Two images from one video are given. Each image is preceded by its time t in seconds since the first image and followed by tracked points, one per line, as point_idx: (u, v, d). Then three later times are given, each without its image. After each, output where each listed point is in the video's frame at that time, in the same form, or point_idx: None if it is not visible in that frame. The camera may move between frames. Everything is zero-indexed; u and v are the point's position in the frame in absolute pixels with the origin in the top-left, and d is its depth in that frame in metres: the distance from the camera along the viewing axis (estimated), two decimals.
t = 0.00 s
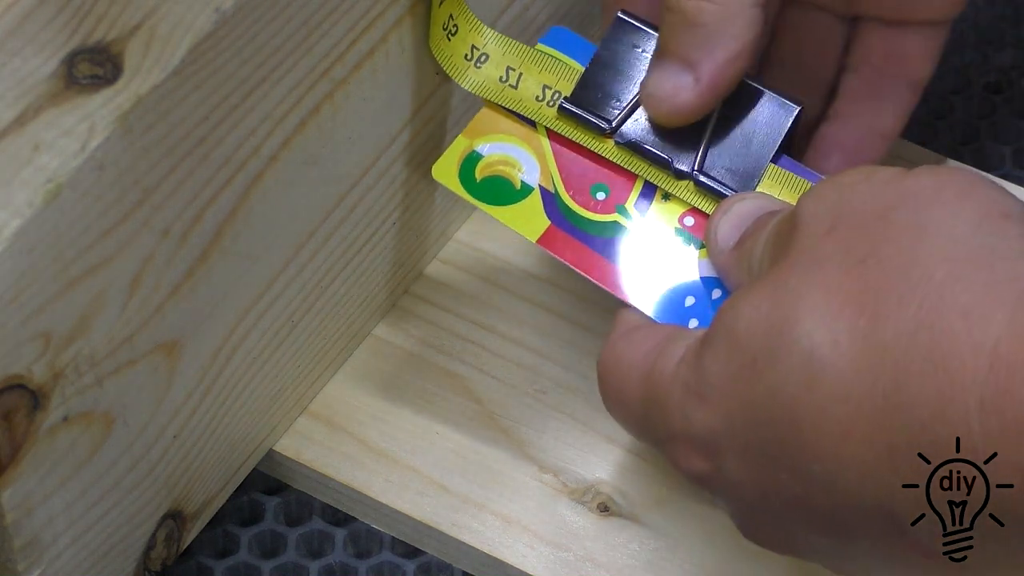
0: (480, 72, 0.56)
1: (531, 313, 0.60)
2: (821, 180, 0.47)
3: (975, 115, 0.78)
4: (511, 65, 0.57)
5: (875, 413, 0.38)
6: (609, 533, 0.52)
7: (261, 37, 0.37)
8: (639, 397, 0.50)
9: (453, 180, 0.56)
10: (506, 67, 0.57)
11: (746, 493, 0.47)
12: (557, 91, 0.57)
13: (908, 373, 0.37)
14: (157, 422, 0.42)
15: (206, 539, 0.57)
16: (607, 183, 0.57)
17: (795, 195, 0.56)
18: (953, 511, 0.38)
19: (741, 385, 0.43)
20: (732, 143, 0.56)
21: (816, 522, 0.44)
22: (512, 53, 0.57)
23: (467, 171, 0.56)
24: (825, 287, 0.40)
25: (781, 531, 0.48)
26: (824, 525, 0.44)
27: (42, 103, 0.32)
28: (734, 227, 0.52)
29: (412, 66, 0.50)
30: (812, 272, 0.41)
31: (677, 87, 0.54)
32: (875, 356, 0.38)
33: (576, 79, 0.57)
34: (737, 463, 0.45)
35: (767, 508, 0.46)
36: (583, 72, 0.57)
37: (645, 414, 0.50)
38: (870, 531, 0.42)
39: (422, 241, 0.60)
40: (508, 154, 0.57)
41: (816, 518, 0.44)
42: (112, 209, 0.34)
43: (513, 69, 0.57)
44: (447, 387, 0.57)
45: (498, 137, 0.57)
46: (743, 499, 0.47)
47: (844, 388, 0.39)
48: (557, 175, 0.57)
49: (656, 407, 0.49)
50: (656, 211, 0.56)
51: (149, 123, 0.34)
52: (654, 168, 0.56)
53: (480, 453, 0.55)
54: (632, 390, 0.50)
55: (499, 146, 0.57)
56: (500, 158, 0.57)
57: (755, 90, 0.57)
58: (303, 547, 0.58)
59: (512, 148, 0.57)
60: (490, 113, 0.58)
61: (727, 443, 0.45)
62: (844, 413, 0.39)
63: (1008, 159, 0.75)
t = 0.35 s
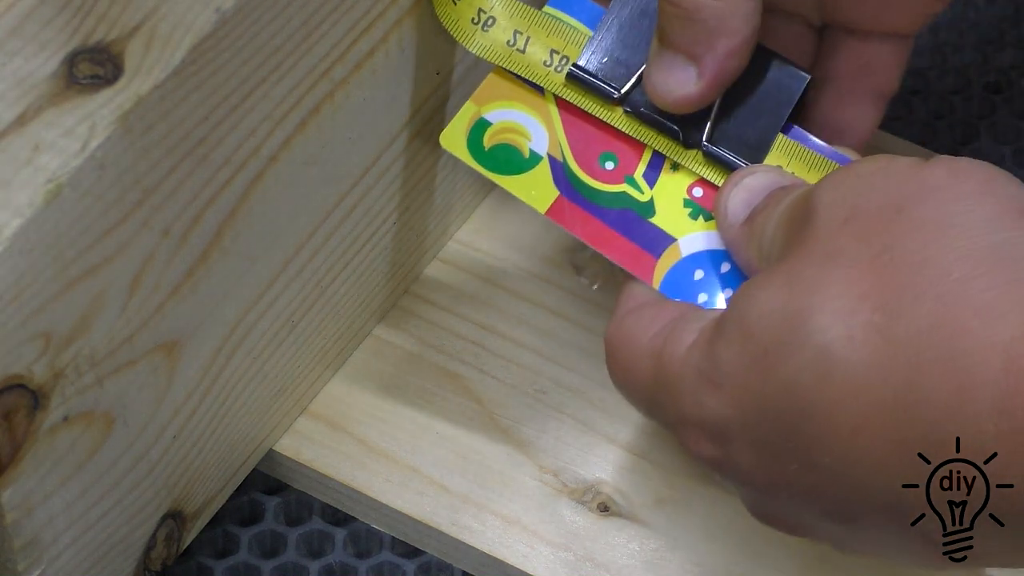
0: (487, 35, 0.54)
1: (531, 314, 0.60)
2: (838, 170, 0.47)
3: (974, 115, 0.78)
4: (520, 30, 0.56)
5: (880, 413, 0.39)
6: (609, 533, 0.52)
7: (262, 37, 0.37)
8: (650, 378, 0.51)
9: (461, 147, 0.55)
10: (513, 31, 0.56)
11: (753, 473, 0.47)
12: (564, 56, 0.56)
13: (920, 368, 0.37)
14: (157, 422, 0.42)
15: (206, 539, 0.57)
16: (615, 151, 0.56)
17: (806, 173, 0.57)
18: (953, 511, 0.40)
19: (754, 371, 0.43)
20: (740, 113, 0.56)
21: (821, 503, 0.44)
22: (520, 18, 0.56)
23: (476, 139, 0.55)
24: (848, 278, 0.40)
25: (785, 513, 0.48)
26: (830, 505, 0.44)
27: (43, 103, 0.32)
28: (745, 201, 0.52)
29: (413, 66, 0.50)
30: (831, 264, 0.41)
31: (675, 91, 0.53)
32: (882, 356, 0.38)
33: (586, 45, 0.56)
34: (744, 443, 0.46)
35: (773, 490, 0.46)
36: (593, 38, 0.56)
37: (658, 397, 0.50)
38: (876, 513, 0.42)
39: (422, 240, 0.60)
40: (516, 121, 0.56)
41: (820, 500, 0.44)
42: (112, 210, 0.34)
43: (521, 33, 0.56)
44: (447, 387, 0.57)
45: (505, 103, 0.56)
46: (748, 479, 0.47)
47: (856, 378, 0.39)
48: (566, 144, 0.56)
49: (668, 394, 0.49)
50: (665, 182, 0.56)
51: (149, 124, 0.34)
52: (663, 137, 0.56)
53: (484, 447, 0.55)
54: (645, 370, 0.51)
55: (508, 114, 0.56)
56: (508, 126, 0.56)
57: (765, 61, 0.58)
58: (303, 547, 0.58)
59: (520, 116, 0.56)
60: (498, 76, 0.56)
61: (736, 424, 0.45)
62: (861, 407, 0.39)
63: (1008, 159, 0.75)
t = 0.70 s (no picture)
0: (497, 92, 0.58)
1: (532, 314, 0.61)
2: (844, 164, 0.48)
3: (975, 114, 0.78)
4: (526, 88, 0.59)
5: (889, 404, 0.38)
6: (609, 533, 0.52)
7: (262, 37, 0.37)
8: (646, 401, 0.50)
9: (464, 196, 0.57)
10: (519, 88, 0.59)
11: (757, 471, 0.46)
12: (566, 114, 0.59)
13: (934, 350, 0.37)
14: (157, 422, 0.42)
15: (206, 538, 0.57)
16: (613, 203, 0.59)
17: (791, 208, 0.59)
18: (954, 511, 0.41)
19: (766, 351, 0.42)
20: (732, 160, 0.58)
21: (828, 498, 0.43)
22: (527, 74, 0.59)
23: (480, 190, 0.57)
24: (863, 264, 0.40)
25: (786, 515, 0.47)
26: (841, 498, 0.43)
27: (43, 103, 0.32)
28: (742, 236, 0.54)
29: (413, 66, 0.50)
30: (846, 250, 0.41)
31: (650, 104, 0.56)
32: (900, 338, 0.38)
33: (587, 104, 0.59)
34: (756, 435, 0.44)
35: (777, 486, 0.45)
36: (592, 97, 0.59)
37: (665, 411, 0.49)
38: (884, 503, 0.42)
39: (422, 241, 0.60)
40: (517, 175, 0.58)
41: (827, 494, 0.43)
42: (112, 210, 0.34)
43: (528, 91, 0.59)
44: (447, 387, 0.57)
45: (507, 160, 0.59)
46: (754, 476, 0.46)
47: (870, 360, 0.38)
48: (566, 197, 0.58)
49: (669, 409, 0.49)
50: (662, 230, 0.58)
51: (149, 123, 0.34)
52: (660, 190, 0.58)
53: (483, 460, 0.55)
54: (639, 393, 0.51)
55: (510, 168, 0.58)
56: (510, 180, 0.58)
57: (753, 105, 0.59)
58: (303, 546, 0.58)
59: (523, 170, 0.59)
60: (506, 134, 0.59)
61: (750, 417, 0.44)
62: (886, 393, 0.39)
63: (1008, 159, 0.75)
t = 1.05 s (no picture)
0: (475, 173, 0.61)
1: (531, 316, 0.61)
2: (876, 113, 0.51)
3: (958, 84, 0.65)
4: (500, 180, 0.63)
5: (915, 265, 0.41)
6: (609, 534, 0.52)
7: (263, 36, 0.38)
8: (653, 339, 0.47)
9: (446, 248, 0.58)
10: (496, 181, 0.63)
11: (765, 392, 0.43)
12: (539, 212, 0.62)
13: (990, 257, 0.41)
14: (157, 422, 0.42)
15: (206, 538, 0.57)
16: (590, 271, 0.60)
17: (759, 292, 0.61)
18: (953, 511, 0.45)
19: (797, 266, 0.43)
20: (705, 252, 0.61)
21: (843, 410, 0.42)
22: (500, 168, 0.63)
23: (460, 247, 0.58)
24: (887, 173, 0.44)
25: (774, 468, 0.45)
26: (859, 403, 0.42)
27: (43, 103, 0.32)
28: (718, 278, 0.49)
29: (413, 66, 0.50)
30: (862, 162, 0.45)
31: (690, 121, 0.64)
32: (944, 214, 0.42)
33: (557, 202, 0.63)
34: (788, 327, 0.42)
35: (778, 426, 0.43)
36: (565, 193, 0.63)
37: (676, 339, 0.46)
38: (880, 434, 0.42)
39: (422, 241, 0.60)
40: (496, 243, 0.60)
41: (844, 406, 0.42)
42: (112, 210, 0.34)
43: (501, 184, 0.63)
44: (447, 387, 0.57)
45: (485, 231, 0.60)
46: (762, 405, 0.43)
47: (914, 256, 0.42)
48: (543, 261, 0.59)
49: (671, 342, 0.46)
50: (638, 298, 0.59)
51: (149, 124, 0.34)
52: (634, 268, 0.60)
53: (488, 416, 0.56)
54: (647, 332, 0.47)
55: (488, 238, 0.60)
56: (489, 244, 0.59)
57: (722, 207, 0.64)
58: (303, 547, 0.58)
59: (499, 241, 0.60)
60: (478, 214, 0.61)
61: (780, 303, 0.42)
62: (917, 269, 0.41)
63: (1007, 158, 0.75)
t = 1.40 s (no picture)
0: (471, 214, 0.62)
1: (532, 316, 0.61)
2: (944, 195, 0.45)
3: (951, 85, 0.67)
4: (499, 213, 0.63)
5: None
6: (610, 533, 0.52)
7: (262, 37, 0.38)
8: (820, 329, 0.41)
9: (440, 312, 0.58)
10: (493, 214, 0.63)
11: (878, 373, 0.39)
12: (539, 238, 0.63)
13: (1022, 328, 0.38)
14: (156, 422, 0.42)
15: (206, 538, 0.57)
16: (587, 312, 0.59)
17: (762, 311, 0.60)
18: (954, 511, 0.38)
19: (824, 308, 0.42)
20: (700, 276, 0.59)
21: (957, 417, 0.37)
22: (499, 202, 0.64)
23: (455, 306, 0.59)
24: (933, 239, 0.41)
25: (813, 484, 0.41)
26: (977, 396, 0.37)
27: (43, 102, 0.32)
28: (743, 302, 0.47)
29: (413, 66, 0.50)
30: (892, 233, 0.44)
31: (674, 107, 0.62)
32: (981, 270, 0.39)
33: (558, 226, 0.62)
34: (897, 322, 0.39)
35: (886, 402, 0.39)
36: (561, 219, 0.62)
37: (815, 320, 0.42)
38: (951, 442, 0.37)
39: (422, 241, 0.60)
40: (493, 292, 0.60)
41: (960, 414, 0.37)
42: (112, 210, 0.34)
43: (500, 217, 0.63)
44: (447, 387, 0.57)
45: (482, 278, 0.61)
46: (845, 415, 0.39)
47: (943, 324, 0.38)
48: (540, 309, 0.59)
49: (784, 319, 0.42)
50: (636, 337, 0.58)
51: (149, 123, 0.34)
52: (631, 301, 0.59)
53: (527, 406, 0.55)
54: (780, 318, 0.42)
55: (486, 285, 0.60)
56: (487, 296, 0.60)
57: (717, 222, 0.61)
58: (303, 547, 0.58)
59: (498, 286, 0.60)
60: (480, 258, 0.62)
61: (909, 310, 0.39)
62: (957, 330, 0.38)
63: (1008, 159, 0.75)
